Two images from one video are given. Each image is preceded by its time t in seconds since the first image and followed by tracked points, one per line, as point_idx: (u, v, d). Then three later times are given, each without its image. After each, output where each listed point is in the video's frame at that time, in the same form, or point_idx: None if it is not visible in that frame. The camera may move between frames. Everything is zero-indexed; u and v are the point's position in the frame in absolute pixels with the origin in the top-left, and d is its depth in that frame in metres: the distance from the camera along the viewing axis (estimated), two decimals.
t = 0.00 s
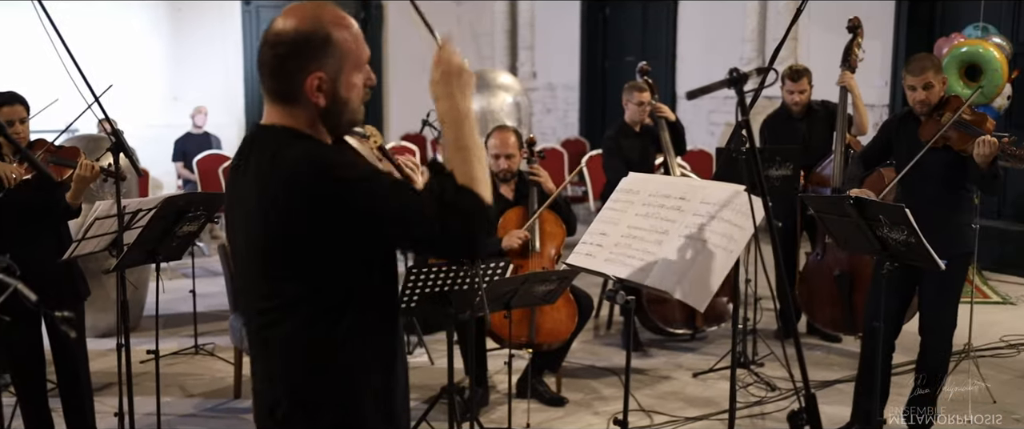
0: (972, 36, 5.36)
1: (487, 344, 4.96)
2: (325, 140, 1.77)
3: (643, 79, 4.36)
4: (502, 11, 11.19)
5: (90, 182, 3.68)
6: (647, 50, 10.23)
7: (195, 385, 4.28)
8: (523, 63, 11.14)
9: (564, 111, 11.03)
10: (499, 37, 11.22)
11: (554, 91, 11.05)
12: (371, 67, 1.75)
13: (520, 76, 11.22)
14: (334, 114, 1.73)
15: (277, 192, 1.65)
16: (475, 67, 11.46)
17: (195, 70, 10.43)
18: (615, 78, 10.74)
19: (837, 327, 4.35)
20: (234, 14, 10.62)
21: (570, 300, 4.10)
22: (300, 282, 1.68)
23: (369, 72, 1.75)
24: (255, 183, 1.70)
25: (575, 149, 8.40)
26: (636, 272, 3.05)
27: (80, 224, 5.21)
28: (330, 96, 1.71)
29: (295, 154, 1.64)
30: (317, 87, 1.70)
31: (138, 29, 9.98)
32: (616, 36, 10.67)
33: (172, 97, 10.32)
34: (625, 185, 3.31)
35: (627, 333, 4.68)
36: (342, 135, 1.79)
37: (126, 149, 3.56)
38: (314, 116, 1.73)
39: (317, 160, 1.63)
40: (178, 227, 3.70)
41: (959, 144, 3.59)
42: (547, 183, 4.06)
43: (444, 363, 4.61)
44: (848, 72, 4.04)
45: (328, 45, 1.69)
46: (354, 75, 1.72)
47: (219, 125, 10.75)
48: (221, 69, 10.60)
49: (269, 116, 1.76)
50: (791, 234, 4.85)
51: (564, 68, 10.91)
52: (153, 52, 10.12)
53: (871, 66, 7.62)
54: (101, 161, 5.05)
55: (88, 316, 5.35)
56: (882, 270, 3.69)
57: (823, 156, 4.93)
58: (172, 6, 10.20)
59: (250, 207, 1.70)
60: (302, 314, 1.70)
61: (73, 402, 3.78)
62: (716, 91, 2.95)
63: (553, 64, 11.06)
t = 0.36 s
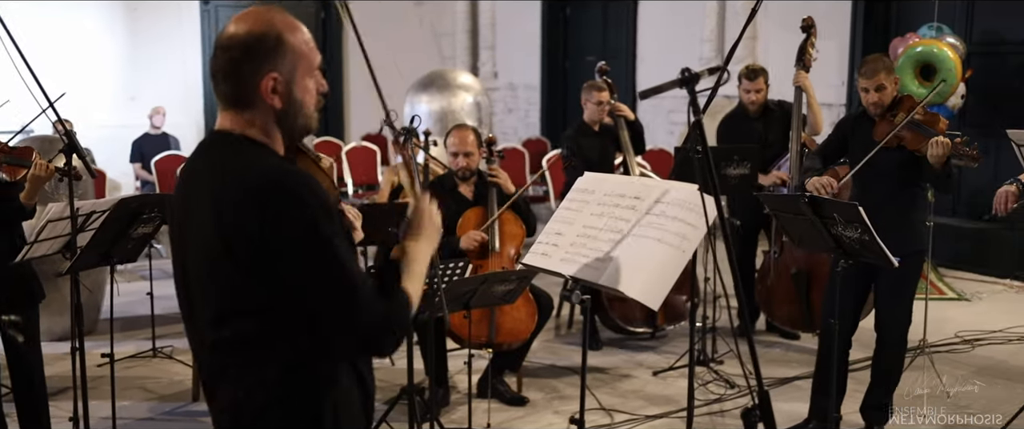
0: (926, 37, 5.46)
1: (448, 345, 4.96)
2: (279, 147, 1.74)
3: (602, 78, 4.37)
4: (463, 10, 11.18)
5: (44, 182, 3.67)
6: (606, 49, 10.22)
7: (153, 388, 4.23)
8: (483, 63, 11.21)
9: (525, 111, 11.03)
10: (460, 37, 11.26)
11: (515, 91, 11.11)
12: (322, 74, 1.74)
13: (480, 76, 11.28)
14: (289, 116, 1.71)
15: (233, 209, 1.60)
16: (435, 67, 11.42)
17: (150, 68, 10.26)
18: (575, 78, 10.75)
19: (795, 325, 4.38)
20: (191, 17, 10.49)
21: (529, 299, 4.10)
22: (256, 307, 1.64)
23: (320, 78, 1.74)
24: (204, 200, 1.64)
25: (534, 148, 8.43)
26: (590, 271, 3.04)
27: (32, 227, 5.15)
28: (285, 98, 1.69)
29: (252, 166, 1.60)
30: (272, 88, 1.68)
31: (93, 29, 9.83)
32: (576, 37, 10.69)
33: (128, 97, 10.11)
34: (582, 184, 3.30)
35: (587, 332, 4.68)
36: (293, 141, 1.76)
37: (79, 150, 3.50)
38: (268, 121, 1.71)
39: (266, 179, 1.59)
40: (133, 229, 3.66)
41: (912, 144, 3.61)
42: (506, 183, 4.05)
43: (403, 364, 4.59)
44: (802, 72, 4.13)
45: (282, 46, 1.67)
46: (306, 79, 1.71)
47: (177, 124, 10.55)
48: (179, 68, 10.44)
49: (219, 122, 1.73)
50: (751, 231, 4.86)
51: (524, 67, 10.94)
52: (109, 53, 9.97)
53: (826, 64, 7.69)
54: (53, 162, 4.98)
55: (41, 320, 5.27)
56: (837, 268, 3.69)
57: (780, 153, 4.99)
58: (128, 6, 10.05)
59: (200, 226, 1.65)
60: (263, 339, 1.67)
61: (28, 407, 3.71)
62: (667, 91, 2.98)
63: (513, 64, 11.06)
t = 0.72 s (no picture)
0: (883, 37, 5.53)
1: (410, 345, 4.94)
2: (225, 139, 1.72)
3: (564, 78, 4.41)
4: (426, 10, 11.10)
5: None
6: (569, 49, 10.15)
7: (110, 392, 4.18)
8: (446, 63, 11.15)
9: (487, 111, 10.92)
10: (423, 37, 11.19)
11: (478, 91, 11.01)
12: (261, 59, 1.71)
13: (444, 76, 11.21)
14: (229, 108, 1.69)
15: (183, 205, 1.59)
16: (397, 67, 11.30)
17: (108, 68, 9.56)
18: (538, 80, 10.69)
19: (756, 323, 4.41)
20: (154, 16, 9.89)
21: (491, 300, 4.07)
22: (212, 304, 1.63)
23: (258, 64, 1.71)
24: (152, 200, 1.63)
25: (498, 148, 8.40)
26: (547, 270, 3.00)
27: None
28: (224, 90, 1.66)
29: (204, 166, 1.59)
30: (210, 83, 1.65)
31: (50, 29, 9.01)
32: (538, 36, 10.57)
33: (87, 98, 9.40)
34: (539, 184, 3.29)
35: (549, 331, 4.70)
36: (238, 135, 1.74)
37: (30, 151, 3.45)
38: (209, 114, 1.69)
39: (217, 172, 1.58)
40: (88, 231, 3.63)
41: (874, 145, 3.60)
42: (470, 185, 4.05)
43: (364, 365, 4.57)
44: (763, 72, 4.15)
45: (215, 39, 1.64)
46: (245, 69, 1.68)
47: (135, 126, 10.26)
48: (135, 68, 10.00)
49: (161, 119, 1.71)
50: (713, 230, 4.88)
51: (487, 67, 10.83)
52: (66, 56, 9.21)
53: (788, 66, 7.71)
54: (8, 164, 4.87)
55: None
56: (796, 266, 3.69)
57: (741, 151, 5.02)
58: (87, 5, 9.34)
59: (151, 225, 1.63)
60: (217, 337, 1.66)
61: None
62: (622, 91, 2.98)
63: (476, 63, 10.95)
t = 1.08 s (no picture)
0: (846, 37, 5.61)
1: (375, 347, 4.93)
2: (191, 147, 1.71)
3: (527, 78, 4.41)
4: (392, 10, 11.04)
5: None
6: (535, 49, 10.13)
7: (72, 397, 4.14)
8: (412, 63, 11.11)
9: (454, 111, 10.86)
10: (388, 37, 11.15)
11: (444, 91, 10.95)
12: (236, 72, 1.70)
13: (410, 76, 11.18)
14: (201, 117, 1.67)
15: (134, 213, 1.58)
16: (363, 66, 11.22)
17: (69, 69, 9.40)
18: (505, 80, 10.67)
19: (721, 322, 4.42)
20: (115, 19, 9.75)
21: (456, 299, 4.04)
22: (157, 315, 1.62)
23: (234, 77, 1.70)
24: (106, 203, 1.62)
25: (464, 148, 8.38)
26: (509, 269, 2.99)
27: None
28: (197, 98, 1.65)
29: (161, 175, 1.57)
30: (183, 88, 1.64)
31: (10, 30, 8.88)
32: (504, 35, 10.52)
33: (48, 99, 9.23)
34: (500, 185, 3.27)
35: (515, 331, 4.71)
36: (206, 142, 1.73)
37: None
38: (179, 121, 1.68)
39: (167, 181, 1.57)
40: (46, 234, 3.59)
41: (836, 146, 3.55)
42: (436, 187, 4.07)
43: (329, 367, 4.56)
44: (727, 72, 4.18)
45: (192, 46, 1.64)
46: (220, 80, 1.67)
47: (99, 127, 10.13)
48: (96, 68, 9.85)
49: (130, 123, 1.69)
50: (677, 229, 4.91)
51: (453, 66, 10.76)
52: (24, 57, 9.04)
53: (753, 66, 7.74)
54: None
55: None
56: (758, 265, 3.66)
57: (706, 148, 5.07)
58: (47, 5, 9.17)
59: (104, 230, 1.62)
60: (163, 347, 1.64)
61: None
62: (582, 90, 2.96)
63: (443, 62, 10.88)
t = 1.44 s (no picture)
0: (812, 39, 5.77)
1: (343, 349, 4.92)
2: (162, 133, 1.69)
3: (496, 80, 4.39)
4: (361, 11, 11.02)
5: None
6: (503, 49, 10.13)
7: (37, 401, 4.10)
8: (381, 64, 11.11)
9: (423, 112, 10.84)
10: (357, 38, 11.13)
11: (414, 92, 10.93)
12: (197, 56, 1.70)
13: (378, 77, 11.19)
14: (170, 102, 1.66)
15: (102, 196, 1.53)
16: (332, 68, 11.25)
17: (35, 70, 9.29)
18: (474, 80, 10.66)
19: (688, 321, 4.45)
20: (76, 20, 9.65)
21: (424, 300, 4.04)
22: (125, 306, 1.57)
23: (194, 63, 1.70)
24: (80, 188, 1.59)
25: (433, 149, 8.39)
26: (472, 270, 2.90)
27: None
28: (166, 83, 1.64)
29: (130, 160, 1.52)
30: (152, 74, 1.62)
31: None
32: (474, 35, 10.49)
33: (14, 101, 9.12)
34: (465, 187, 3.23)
35: (484, 332, 4.71)
36: (177, 127, 1.72)
37: None
38: (149, 107, 1.66)
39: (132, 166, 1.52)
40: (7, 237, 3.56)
41: (800, 147, 3.60)
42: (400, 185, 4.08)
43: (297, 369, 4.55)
44: (693, 72, 4.29)
45: (156, 31, 1.61)
46: (185, 62, 1.66)
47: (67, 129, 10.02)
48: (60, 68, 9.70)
49: (98, 117, 1.66)
50: (645, 230, 4.94)
51: (422, 68, 10.74)
52: None
53: (719, 66, 7.76)
54: None
55: None
56: (725, 264, 3.66)
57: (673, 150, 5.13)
58: (12, 5, 9.07)
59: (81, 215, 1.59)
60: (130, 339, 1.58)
61: None
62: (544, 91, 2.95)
63: (412, 63, 10.87)
